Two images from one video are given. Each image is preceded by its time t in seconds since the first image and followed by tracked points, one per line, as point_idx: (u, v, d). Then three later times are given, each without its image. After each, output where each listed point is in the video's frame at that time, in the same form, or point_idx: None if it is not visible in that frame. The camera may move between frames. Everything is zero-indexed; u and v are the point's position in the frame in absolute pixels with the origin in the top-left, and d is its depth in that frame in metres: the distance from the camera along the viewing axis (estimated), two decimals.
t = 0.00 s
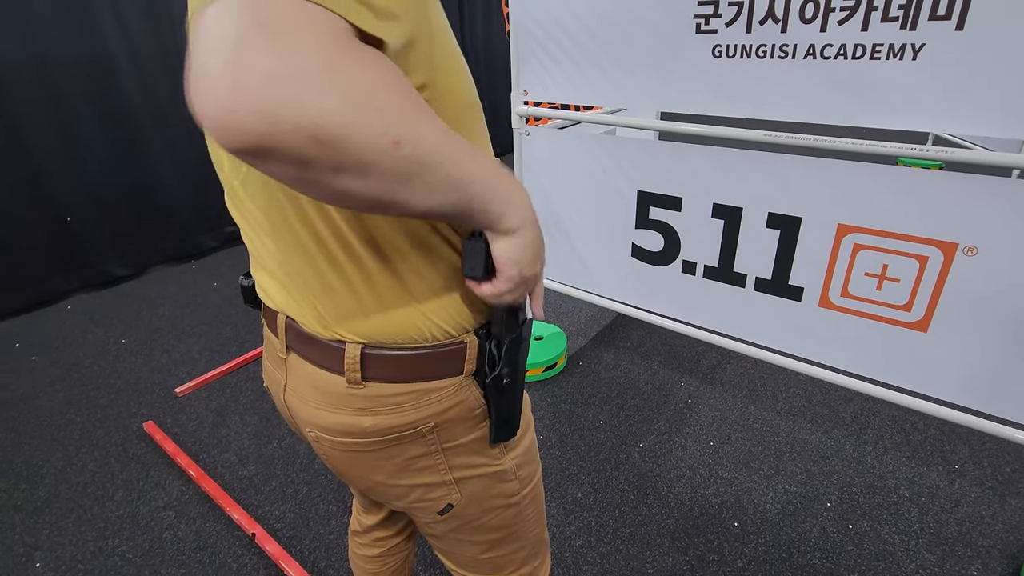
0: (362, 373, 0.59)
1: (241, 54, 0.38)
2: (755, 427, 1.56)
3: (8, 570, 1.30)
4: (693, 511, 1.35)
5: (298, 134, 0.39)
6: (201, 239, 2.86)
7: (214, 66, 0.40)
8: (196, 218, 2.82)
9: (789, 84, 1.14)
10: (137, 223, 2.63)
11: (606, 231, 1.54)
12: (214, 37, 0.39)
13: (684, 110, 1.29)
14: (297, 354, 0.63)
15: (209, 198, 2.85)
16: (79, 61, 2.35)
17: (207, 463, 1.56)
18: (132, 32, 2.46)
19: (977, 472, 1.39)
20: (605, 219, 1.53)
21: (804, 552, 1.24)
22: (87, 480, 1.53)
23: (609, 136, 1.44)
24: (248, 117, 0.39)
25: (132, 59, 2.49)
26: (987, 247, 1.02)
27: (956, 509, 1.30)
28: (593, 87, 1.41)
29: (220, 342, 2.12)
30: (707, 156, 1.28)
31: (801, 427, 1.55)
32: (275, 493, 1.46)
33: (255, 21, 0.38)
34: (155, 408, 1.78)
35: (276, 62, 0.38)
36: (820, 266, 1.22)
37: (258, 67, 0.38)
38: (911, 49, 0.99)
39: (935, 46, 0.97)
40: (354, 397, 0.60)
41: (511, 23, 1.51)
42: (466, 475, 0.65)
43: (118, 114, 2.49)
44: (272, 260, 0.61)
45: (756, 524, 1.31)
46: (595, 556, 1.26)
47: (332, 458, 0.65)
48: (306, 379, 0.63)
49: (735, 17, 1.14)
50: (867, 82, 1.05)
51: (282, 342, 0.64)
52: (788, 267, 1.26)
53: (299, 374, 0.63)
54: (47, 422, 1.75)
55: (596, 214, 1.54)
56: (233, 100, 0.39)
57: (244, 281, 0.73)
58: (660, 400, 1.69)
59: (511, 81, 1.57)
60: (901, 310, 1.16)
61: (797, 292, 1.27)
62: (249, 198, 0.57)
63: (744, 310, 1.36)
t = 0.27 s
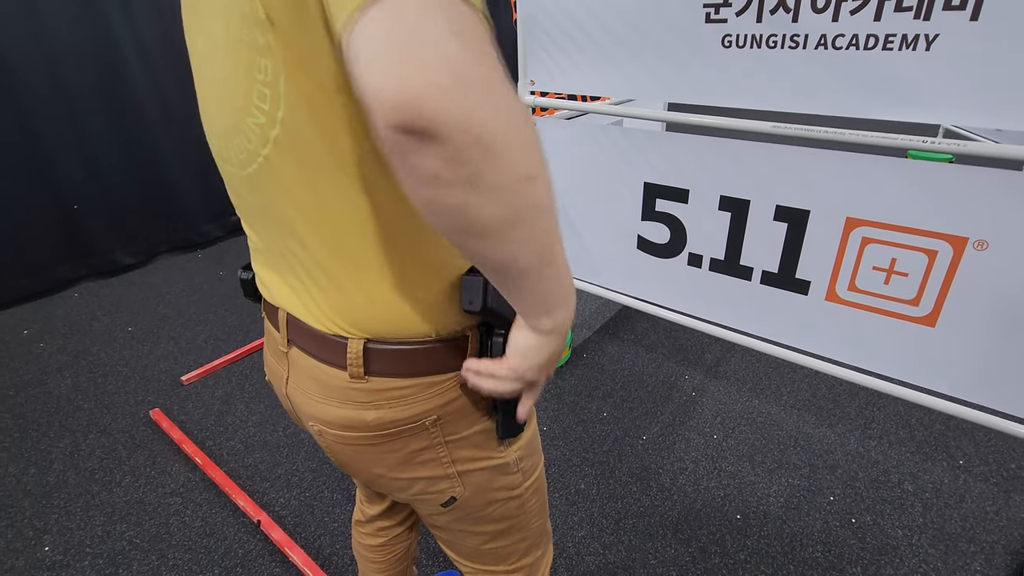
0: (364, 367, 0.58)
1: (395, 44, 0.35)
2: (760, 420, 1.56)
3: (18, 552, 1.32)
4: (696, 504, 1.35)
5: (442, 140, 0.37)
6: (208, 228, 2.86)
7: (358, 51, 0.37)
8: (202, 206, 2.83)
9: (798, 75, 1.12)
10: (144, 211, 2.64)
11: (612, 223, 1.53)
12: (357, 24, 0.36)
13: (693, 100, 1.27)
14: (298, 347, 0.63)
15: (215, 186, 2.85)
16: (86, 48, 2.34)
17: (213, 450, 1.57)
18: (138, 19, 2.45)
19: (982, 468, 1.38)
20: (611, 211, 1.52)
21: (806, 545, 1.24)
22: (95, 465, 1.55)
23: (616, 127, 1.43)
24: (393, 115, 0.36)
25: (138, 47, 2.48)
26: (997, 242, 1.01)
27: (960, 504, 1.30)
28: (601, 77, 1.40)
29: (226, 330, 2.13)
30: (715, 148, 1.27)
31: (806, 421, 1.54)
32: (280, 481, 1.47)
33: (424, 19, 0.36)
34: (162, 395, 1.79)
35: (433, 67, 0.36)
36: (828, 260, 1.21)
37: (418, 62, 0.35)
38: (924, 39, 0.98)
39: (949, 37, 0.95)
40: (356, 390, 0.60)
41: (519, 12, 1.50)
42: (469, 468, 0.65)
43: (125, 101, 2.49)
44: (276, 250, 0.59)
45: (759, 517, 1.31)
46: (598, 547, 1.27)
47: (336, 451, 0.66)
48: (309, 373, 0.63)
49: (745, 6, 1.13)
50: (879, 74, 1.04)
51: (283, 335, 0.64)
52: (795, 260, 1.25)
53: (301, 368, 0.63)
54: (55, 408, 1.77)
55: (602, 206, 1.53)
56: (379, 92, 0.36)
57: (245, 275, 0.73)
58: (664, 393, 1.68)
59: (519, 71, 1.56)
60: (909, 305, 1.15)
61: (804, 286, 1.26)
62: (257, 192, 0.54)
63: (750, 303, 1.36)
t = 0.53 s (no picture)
0: (375, 366, 0.58)
1: (552, 91, 0.39)
2: (764, 416, 1.56)
3: (28, 540, 1.34)
4: (699, 498, 1.35)
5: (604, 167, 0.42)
6: (214, 221, 2.87)
7: (519, 111, 0.40)
8: (208, 199, 2.84)
9: (807, 68, 1.12)
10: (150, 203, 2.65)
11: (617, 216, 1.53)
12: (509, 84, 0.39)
13: (701, 94, 1.27)
14: (304, 346, 0.63)
15: (221, 179, 2.86)
16: (92, 40, 2.35)
17: (219, 441, 1.59)
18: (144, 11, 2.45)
19: (987, 465, 1.38)
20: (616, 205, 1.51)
21: (809, 540, 1.24)
22: (103, 456, 1.56)
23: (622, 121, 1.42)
24: (566, 155, 0.40)
25: (144, 39, 2.48)
26: (1006, 238, 1.01)
27: (965, 501, 1.30)
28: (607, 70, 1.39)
29: (232, 322, 2.14)
30: (722, 142, 1.26)
31: (810, 417, 1.54)
32: (286, 472, 1.48)
33: (556, 50, 0.38)
34: (169, 387, 1.81)
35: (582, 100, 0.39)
36: (834, 255, 1.20)
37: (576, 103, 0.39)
38: (935, 32, 0.97)
39: (960, 29, 0.94)
40: (366, 388, 0.60)
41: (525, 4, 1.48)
42: (476, 464, 0.65)
43: (132, 94, 2.49)
44: (282, 249, 0.59)
45: (762, 512, 1.31)
46: (601, 541, 1.27)
47: (345, 449, 0.66)
48: (317, 372, 0.63)
49: None
50: (888, 67, 1.03)
51: (288, 335, 0.64)
52: (801, 255, 1.24)
53: (307, 366, 0.63)
54: (63, 399, 1.78)
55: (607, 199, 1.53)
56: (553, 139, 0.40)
57: (241, 274, 0.73)
58: (668, 387, 1.68)
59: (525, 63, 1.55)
60: (916, 301, 1.14)
61: (810, 281, 1.26)
62: (272, 193, 0.54)
63: (756, 297, 1.35)
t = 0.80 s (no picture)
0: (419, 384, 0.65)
1: (554, 162, 0.49)
2: (765, 418, 1.60)
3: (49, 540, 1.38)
4: (700, 499, 1.39)
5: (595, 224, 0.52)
6: (221, 224, 2.90)
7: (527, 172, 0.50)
8: (216, 202, 2.87)
9: (806, 84, 1.15)
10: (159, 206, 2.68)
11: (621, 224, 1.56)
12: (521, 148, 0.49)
13: (703, 107, 1.30)
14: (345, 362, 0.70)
15: (229, 182, 2.89)
16: (104, 46, 2.38)
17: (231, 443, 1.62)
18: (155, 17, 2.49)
19: (981, 468, 1.41)
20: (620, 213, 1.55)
21: (808, 540, 1.29)
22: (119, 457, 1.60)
23: (626, 131, 1.45)
24: (565, 218, 0.51)
25: (155, 45, 2.52)
26: (998, 251, 1.04)
27: (960, 503, 1.34)
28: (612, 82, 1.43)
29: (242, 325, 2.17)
30: (725, 155, 1.29)
31: (810, 420, 1.58)
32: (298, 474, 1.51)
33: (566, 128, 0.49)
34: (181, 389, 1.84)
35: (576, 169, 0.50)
36: (832, 265, 1.23)
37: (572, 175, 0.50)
38: (929, 52, 1.00)
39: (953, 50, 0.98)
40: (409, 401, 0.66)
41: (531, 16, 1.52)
42: (502, 468, 0.71)
43: (143, 99, 2.53)
44: (325, 263, 0.67)
45: (762, 513, 1.35)
46: (605, 540, 1.31)
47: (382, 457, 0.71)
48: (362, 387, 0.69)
49: (755, 16, 1.15)
50: (884, 84, 1.07)
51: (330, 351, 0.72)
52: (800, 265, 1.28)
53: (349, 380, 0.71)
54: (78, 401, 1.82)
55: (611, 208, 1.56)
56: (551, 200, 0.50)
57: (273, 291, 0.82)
58: (671, 390, 1.72)
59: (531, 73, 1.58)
60: (911, 310, 1.18)
61: (809, 289, 1.29)
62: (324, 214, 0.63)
63: (757, 303, 1.39)
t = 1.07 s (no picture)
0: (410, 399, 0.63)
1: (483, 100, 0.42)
2: (751, 421, 1.62)
3: (36, 548, 1.37)
4: (689, 502, 1.41)
5: (536, 180, 0.44)
6: (209, 228, 2.89)
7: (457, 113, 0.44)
8: (203, 206, 2.85)
9: (791, 95, 1.18)
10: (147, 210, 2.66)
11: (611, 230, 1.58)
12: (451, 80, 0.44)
13: (690, 116, 1.34)
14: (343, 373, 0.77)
15: (216, 186, 2.88)
16: (91, 49, 2.36)
17: (221, 449, 1.62)
18: (143, 20, 2.47)
19: (961, 469, 1.45)
20: (610, 219, 1.57)
21: (793, 542, 1.31)
22: (107, 464, 1.59)
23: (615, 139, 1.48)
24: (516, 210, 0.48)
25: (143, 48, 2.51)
26: (975, 258, 1.07)
27: (940, 503, 1.37)
28: (604, 92, 1.47)
29: (230, 331, 2.16)
30: (711, 163, 1.32)
31: (795, 423, 1.61)
32: (288, 480, 1.52)
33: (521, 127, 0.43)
34: (169, 395, 1.83)
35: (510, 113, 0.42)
36: (816, 271, 1.26)
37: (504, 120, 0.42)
38: (908, 66, 1.03)
39: (932, 64, 1.01)
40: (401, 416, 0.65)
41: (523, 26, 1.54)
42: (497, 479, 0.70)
43: (131, 102, 2.51)
44: (327, 267, 0.70)
45: (749, 515, 1.37)
46: (595, 544, 1.33)
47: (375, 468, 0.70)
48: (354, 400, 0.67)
49: (740, 29, 1.17)
50: (865, 95, 1.10)
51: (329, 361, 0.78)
52: (785, 271, 1.31)
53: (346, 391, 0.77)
54: (64, 407, 1.81)
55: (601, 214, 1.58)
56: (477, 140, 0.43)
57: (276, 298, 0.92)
58: (659, 394, 1.74)
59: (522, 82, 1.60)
60: (892, 315, 1.21)
61: (793, 295, 1.32)
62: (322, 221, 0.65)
63: (743, 309, 1.42)
